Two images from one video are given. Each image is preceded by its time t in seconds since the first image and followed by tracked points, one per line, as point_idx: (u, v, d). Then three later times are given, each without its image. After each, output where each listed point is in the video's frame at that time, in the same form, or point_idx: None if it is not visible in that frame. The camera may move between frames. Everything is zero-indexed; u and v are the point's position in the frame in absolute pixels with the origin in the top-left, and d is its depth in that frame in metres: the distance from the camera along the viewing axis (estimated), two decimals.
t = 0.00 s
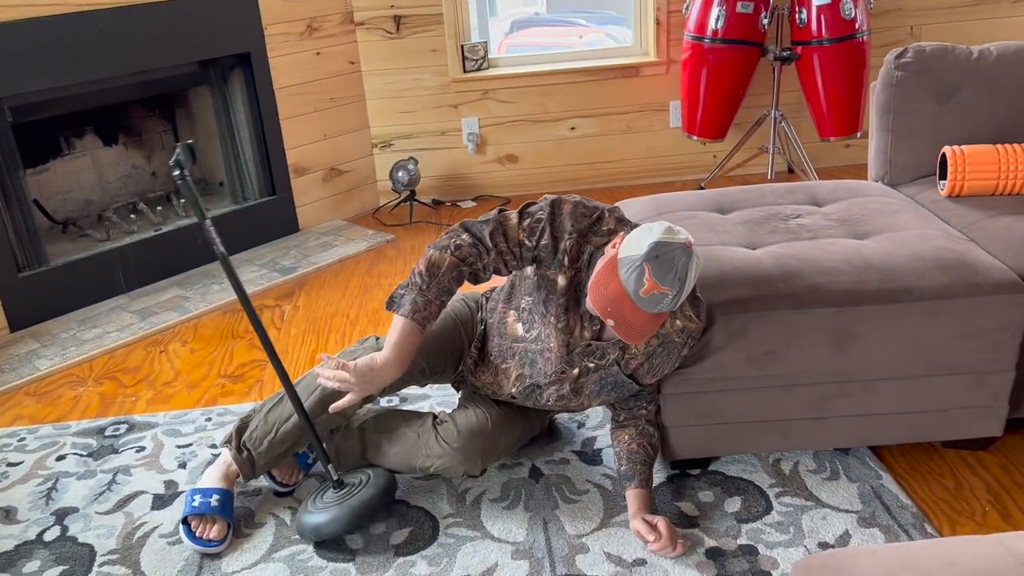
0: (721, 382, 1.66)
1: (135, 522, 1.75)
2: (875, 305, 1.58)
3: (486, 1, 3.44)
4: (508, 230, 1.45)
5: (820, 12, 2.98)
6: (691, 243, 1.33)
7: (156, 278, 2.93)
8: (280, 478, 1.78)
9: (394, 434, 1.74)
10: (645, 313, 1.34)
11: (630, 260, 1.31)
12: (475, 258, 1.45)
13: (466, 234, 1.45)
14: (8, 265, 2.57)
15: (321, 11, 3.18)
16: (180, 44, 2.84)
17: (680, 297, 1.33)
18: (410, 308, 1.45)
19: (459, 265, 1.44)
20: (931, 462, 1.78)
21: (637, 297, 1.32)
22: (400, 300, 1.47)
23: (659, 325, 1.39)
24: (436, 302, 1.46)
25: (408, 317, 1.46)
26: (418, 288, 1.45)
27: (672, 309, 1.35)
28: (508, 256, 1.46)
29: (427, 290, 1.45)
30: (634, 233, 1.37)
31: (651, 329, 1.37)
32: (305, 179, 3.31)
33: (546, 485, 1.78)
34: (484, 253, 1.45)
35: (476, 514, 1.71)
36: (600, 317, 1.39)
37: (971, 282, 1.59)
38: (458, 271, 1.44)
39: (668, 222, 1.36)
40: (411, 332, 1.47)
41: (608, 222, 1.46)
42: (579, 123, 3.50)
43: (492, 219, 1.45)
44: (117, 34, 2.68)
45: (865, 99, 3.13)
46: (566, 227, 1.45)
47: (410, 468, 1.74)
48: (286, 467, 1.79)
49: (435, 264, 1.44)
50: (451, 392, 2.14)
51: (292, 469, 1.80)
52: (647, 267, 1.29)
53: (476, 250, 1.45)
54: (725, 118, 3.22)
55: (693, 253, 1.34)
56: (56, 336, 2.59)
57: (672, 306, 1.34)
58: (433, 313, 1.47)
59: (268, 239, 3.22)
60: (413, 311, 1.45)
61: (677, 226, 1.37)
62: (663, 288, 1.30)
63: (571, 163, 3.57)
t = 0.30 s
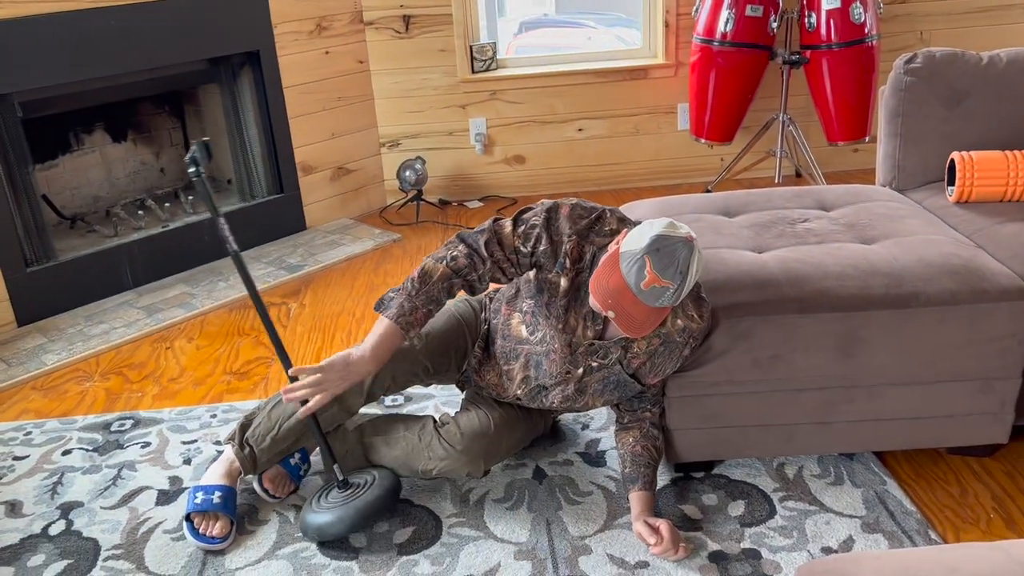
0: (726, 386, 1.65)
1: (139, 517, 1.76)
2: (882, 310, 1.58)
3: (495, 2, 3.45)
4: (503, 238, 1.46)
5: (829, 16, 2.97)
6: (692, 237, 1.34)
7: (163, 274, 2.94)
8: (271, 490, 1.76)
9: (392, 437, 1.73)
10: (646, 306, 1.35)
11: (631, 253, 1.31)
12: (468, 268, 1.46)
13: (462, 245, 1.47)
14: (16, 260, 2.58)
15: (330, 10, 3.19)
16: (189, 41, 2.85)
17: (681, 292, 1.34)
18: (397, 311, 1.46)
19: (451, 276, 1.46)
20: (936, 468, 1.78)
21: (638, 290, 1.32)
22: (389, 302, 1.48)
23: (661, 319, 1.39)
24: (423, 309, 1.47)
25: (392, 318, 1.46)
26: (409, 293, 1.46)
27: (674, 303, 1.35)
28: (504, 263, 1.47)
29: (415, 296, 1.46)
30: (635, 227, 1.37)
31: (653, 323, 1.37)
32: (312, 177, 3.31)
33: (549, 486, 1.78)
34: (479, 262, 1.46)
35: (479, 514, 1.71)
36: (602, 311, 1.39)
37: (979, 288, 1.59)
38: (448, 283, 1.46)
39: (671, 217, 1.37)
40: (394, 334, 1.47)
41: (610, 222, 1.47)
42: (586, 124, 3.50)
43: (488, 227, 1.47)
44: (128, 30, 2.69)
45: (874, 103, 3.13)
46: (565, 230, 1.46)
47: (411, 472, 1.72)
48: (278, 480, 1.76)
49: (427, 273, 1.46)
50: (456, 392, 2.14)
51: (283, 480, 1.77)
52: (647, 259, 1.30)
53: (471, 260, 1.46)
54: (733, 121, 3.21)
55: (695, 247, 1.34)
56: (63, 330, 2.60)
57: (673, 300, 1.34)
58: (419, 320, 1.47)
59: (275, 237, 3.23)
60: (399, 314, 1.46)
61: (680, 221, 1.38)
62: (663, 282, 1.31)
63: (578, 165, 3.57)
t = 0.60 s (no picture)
0: (743, 393, 1.65)
1: (155, 515, 1.77)
2: (902, 319, 1.57)
3: (514, 6, 3.46)
4: (519, 242, 1.46)
5: (850, 24, 2.96)
6: (712, 246, 1.33)
7: (182, 273, 2.96)
8: (286, 491, 1.76)
9: (408, 443, 1.74)
10: (663, 314, 1.34)
11: (649, 260, 1.31)
12: (483, 269, 1.46)
13: (478, 247, 1.47)
14: (37, 258, 2.61)
15: (351, 13, 3.21)
16: (211, 43, 2.87)
17: (699, 300, 1.33)
18: (409, 311, 1.47)
19: (465, 279, 1.47)
20: (954, 480, 1.76)
21: (656, 298, 1.32)
22: (402, 302, 1.50)
23: (678, 328, 1.39)
24: (436, 310, 1.48)
25: (405, 318, 1.47)
26: (422, 295, 1.47)
27: (691, 312, 1.34)
28: (519, 268, 1.48)
29: (428, 297, 1.47)
30: (654, 236, 1.37)
31: (670, 332, 1.37)
32: (330, 180, 3.33)
33: (563, 491, 1.78)
34: (494, 265, 1.47)
35: (493, 518, 1.71)
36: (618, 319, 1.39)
37: (1000, 299, 1.58)
38: (462, 286, 1.47)
39: (689, 225, 1.37)
40: (403, 337, 1.48)
41: (629, 228, 1.46)
42: (604, 130, 3.50)
43: (505, 232, 1.47)
44: (151, 32, 2.72)
45: (894, 111, 3.11)
46: (585, 236, 1.45)
47: (427, 477, 1.74)
48: (293, 482, 1.77)
49: (441, 275, 1.46)
50: (470, 395, 2.14)
51: (298, 481, 1.77)
52: (665, 267, 1.29)
53: (486, 263, 1.46)
54: (752, 128, 3.21)
55: (714, 256, 1.34)
56: (83, 328, 2.62)
57: (690, 309, 1.33)
58: (432, 321, 1.48)
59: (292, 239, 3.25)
60: (411, 314, 1.47)
61: (699, 230, 1.37)
62: (681, 290, 1.31)
63: (596, 170, 3.57)
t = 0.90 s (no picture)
0: (763, 401, 1.64)
1: (177, 514, 1.79)
2: (926, 328, 1.56)
3: (537, 12, 3.46)
4: (542, 244, 1.47)
5: (875, 31, 2.94)
6: (745, 239, 1.33)
7: (205, 275, 2.98)
8: (305, 493, 1.78)
9: (428, 448, 1.74)
10: (696, 306, 1.34)
11: (683, 252, 1.31)
12: (508, 272, 1.47)
13: (501, 251, 1.48)
14: (64, 258, 2.64)
15: (375, 19, 3.23)
16: (237, 47, 2.89)
17: (732, 294, 1.33)
18: (438, 317, 1.47)
19: (490, 281, 1.47)
20: (978, 491, 1.75)
21: (688, 289, 1.32)
22: (430, 308, 1.49)
23: (710, 320, 1.39)
24: (464, 314, 1.47)
25: (435, 324, 1.47)
26: (449, 300, 1.47)
27: (724, 305, 1.34)
28: (542, 269, 1.47)
29: (456, 301, 1.47)
30: (686, 229, 1.37)
31: (702, 323, 1.36)
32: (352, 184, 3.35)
33: (582, 496, 1.78)
34: (518, 267, 1.46)
35: (511, 522, 1.71)
36: (650, 310, 1.39)
37: None
38: (488, 288, 1.47)
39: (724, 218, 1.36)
40: (435, 342, 1.48)
41: (656, 228, 1.46)
42: (626, 136, 3.50)
43: (527, 234, 1.47)
44: (178, 36, 2.74)
45: (919, 119, 3.09)
46: (609, 236, 1.46)
47: (446, 483, 1.74)
48: (312, 482, 1.78)
49: (467, 278, 1.47)
50: (490, 399, 2.14)
51: (318, 484, 1.79)
52: (699, 258, 1.29)
53: (510, 265, 1.47)
54: (775, 134, 3.19)
55: (748, 249, 1.33)
56: (108, 328, 2.65)
57: (723, 302, 1.33)
58: (460, 325, 1.48)
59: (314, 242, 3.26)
60: (439, 319, 1.47)
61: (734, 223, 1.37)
62: (714, 282, 1.30)
63: (617, 176, 3.57)
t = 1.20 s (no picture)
0: (781, 408, 1.64)
1: (194, 515, 1.80)
2: (946, 336, 1.55)
3: (554, 17, 3.47)
4: (566, 239, 1.56)
5: (894, 36, 2.93)
6: (766, 231, 1.39)
7: (223, 277, 3.00)
8: (322, 495, 1.77)
9: (444, 454, 1.73)
10: (717, 293, 1.38)
11: (707, 240, 1.37)
12: (535, 263, 1.55)
13: (527, 244, 1.57)
14: (84, 260, 2.67)
15: (393, 24, 3.25)
16: (257, 52, 2.91)
17: (754, 283, 1.37)
18: (478, 315, 1.54)
19: (519, 271, 1.54)
20: (998, 501, 1.73)
21: (711, 275, 1.36)
22: (469, 309, 1.57)
23: (732, 313, 1.42)
24: (500, 306, 1.54)
25: (476, 323, 1.53)
26: (484, 296, 1.55)
27: (746, 294, 1.38)
28: (565, 263, 1.55)
29: (490, 295, 1.54)
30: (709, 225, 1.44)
31: (724, 313, 1.39)
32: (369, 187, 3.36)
33: (597, 502, 1.78)
34: (542, 258, 1.55)
35: (526, 527, 1.71)
36: (672, 301, 1.43)
37: None
38: (518, 277, 1.55)
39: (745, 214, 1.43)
40: (481, 339, 1.53)
41: (679, 226, 1.54)
42: (642, 141, 3.50)
43: (552, 230, 1.57)
44: (198, 40, 2.77)
45: (938, 125, 3.07)
46: (632, 232, 1.53)
47: (463, 490, 1.73)
48: (329, 486, 1.77)
49: (495, 271, 1.54)
50: (505, 403, 2.15)
51: (335, 487, 1.78)
52: (722, 244, 1.35)
53: (536, 256, 1.55)
54: (793, 140, 3.18)
55: (769, 242, 1.38)
56: (126, 330, 2.67)
57: (746, 290, 1.37)
58: (499, 318, 1.54)
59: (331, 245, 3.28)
60: (478, 317, 1.54)
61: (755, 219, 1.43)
62: (736, 268, 1.35)
63: (633, 181, 3.57)
